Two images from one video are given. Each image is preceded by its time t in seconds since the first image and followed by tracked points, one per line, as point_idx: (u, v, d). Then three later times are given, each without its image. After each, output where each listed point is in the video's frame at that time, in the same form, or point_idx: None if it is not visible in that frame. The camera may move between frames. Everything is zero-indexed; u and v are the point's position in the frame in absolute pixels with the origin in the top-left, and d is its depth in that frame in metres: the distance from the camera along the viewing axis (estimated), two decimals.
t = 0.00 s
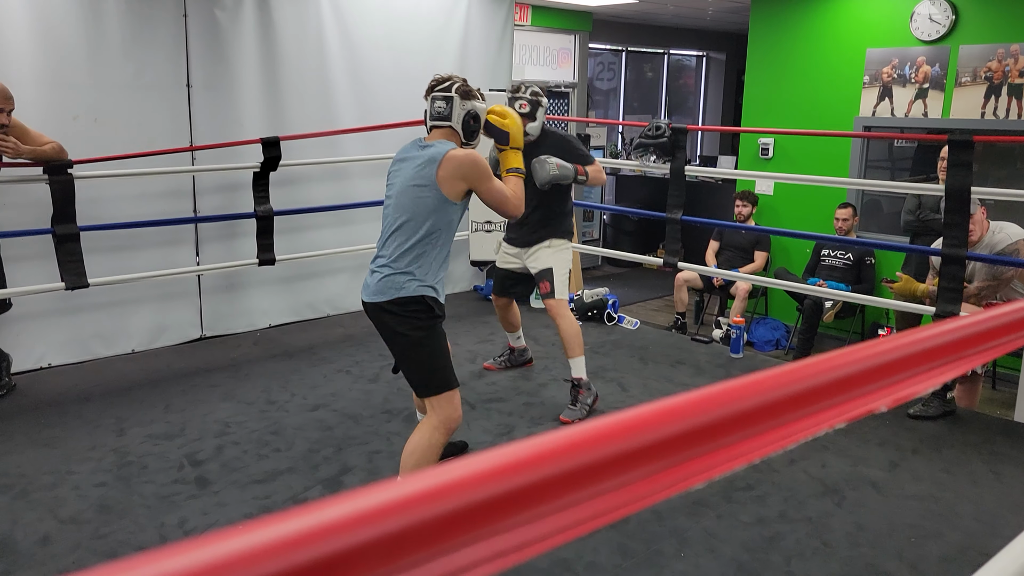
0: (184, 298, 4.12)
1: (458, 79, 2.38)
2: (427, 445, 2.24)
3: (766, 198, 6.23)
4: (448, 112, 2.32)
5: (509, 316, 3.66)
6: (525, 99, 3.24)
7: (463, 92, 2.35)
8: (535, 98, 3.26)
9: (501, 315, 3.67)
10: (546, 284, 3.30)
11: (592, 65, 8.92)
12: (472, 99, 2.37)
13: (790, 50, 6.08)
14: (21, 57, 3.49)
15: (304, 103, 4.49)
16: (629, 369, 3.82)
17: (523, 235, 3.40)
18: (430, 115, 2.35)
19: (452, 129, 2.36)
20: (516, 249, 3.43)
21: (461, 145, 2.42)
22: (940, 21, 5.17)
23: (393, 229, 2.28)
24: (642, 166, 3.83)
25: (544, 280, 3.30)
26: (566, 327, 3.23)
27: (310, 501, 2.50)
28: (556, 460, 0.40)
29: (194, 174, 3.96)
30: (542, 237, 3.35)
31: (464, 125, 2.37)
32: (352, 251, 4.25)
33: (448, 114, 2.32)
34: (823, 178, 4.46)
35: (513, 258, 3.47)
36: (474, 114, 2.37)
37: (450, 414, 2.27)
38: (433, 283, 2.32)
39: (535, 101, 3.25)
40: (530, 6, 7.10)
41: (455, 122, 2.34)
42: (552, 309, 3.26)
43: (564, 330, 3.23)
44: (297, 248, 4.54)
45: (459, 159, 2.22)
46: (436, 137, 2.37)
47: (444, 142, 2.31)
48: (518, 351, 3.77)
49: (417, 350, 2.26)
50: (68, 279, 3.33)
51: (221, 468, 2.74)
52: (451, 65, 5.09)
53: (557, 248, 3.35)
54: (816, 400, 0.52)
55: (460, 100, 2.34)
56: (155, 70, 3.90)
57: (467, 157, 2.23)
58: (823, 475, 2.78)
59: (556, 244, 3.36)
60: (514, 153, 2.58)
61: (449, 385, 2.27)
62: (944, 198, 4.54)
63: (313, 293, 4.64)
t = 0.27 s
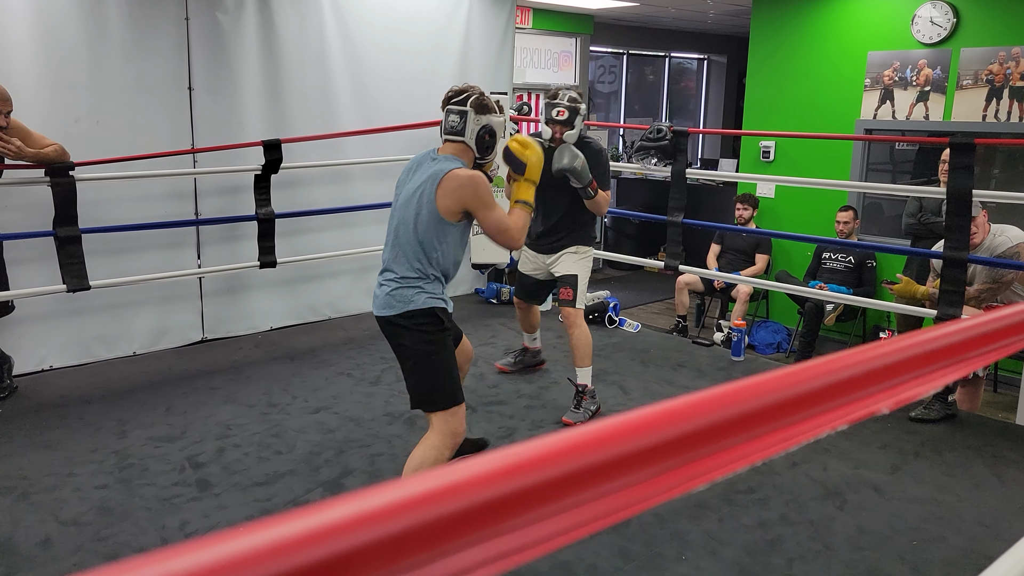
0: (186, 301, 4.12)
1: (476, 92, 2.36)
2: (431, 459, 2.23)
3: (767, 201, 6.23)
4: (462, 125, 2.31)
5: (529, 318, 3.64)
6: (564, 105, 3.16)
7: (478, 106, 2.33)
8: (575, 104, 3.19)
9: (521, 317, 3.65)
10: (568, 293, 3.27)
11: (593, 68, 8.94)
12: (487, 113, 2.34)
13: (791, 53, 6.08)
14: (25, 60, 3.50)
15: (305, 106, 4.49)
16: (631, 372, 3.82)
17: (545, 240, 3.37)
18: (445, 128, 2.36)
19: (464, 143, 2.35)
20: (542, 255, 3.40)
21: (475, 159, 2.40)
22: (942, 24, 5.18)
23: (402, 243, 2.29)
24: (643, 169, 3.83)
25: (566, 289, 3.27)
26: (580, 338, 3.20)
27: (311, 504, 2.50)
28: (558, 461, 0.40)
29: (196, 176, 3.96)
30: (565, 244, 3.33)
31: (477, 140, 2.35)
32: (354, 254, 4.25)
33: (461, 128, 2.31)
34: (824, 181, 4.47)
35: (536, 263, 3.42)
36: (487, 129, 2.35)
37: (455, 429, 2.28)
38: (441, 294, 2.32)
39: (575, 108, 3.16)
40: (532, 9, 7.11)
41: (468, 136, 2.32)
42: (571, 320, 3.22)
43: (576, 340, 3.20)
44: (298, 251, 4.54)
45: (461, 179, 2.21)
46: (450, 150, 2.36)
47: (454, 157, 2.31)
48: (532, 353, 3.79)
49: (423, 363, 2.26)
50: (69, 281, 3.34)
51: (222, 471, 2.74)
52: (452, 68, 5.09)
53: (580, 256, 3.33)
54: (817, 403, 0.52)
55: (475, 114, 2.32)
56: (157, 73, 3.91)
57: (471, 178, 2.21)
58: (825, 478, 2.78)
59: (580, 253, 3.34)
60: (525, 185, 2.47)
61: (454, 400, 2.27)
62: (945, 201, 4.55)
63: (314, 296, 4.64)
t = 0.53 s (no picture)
0: (188, 303, 4.13)
1: (497, 104, 2.35)
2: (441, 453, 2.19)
3: (769, 203, 6.23)
4: (482, 137, 2.32)
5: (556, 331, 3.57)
6: (568, 105, 3.19)
7: (499, 118, 2.32)
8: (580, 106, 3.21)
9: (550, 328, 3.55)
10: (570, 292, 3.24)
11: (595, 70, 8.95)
12: (506, 125, 2.34)
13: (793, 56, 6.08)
14: (28, 62, 3.52)
15: (307, 108, 4.50)
16: (632, 374, 3.82)
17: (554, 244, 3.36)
18: (465, 139, 2.35)
19: (484, 155, 2.34)
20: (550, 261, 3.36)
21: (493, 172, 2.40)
22: (943, 26, 5.17)
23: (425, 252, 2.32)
24: (644, 171, 3.83)
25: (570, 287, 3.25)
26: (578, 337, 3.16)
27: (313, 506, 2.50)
28: (561, 462, 0.41)
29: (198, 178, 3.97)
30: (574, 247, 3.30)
31: (497, 151, 2.34)
32: (355, 256, 4.25)
33: (482, 140, 2.31)
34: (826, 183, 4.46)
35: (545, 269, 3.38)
36: (507, 141, 2.34)
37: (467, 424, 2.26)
38: (462, 302, 2.33)
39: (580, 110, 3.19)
40: (534, 12, 7.10)
41: (488, 148, 2.32)
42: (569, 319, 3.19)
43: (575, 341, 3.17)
44: (300, 253, 4.55)
45: (478, 190, 2.21)
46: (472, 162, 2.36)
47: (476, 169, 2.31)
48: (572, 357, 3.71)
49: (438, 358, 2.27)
50: (72, 283, 3.34)
51: (224, 472, 2.74)
52: (454, 70, 5.10)
53: (588, 258, 3.31)
54: (819, 404, 0.52)
55: (495, 126, 2.32)
56: (159, 75, 3.92)
57: (487, 186, 2.22)
58: (827, 481, 2.77)
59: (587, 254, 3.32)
60: (553, 176, 2.56)
61: (466, 395, 2.26)
62: (947, 204, 4.54)
63: (316, 297, 4.64)
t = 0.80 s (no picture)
0: (190, 304, 4.13)
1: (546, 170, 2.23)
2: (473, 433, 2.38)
3: (771, 205, 6.23)
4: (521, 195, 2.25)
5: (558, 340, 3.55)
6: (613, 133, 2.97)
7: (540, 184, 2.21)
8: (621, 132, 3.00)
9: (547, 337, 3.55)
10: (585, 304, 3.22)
11: (596, 72, 8.95)
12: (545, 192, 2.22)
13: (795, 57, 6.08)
14: (31, 64, 3.52)
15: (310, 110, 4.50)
16: (634, 376, 3.82)
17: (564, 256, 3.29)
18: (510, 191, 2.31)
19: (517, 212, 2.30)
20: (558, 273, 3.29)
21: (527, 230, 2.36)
22: (946, 28, 5.17)
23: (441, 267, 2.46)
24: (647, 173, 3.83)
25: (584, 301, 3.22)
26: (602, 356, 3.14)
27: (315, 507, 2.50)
28: (568, 464, 0.41)
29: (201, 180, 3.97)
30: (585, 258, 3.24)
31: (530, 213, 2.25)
32: (357, 257, 4.26)
33: (519, 199, 2.25)
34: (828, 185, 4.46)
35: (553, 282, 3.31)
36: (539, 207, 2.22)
37: (497, 406, 2.42)
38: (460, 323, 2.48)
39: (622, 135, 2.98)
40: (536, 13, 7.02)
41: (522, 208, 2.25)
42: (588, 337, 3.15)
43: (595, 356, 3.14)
44: (303, 254, 4.55)
45: (489, 238, 2.26)
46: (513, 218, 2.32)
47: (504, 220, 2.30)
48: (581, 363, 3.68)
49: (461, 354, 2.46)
50: (74, 285, 3.34)
51: (226, 474, 2.74)
52: (456, 71, 5.10)
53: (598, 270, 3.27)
54: (825, 406, 0.52)
55: (534, 190, 2.21)
56: (162, 77, 3.92)
57: (501, 240, 2.25)
58: (829, 483, 2.77)
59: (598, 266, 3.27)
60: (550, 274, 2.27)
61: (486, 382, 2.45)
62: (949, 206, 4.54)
63: (318, 299, 4.64)
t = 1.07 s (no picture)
0: (193, 305, 4.14)
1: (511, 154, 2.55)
2: (484, 435, 2.32)
3: (773, 206, 6.23)
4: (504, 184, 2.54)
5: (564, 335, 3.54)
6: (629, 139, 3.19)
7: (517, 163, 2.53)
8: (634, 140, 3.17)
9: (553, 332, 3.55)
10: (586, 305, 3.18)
11: (599, 73, 8.95)
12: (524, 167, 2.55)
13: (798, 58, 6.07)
14: (34, 65, 3.53)
15: (312, 110, 4.51)
16: (636, 377, 3.82)
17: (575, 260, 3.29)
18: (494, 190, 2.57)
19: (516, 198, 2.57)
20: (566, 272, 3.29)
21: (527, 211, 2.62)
22: (949, 29, 5.17)
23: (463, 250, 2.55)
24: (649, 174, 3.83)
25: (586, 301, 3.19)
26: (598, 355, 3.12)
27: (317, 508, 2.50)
28: (574, 463, 0.41)
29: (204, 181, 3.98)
30: (592, 260, 3.24)
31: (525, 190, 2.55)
32: (360, 258, 4.26)
33: (510, 186, 2.53)
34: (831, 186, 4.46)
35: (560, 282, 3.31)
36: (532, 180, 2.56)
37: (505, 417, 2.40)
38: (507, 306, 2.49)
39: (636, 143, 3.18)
40: (538, 14, 7.01)
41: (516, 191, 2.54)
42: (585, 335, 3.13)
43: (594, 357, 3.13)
44: (305, 255, 4.56)
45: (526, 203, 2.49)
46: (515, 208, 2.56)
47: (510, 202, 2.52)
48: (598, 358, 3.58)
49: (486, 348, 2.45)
50: (77, 285, 3.35)
51: (229, 474, 2.74)
52: (458, 73, 5.10)
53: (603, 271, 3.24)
54: (829, 406, 0.52)
55: (518, 171, 2.52)
56: (164, 78, 3.93)
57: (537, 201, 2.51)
58: (831, 484, 2.77)
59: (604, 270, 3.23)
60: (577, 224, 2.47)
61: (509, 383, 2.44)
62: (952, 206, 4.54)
63: (321, 299, 4.65)
